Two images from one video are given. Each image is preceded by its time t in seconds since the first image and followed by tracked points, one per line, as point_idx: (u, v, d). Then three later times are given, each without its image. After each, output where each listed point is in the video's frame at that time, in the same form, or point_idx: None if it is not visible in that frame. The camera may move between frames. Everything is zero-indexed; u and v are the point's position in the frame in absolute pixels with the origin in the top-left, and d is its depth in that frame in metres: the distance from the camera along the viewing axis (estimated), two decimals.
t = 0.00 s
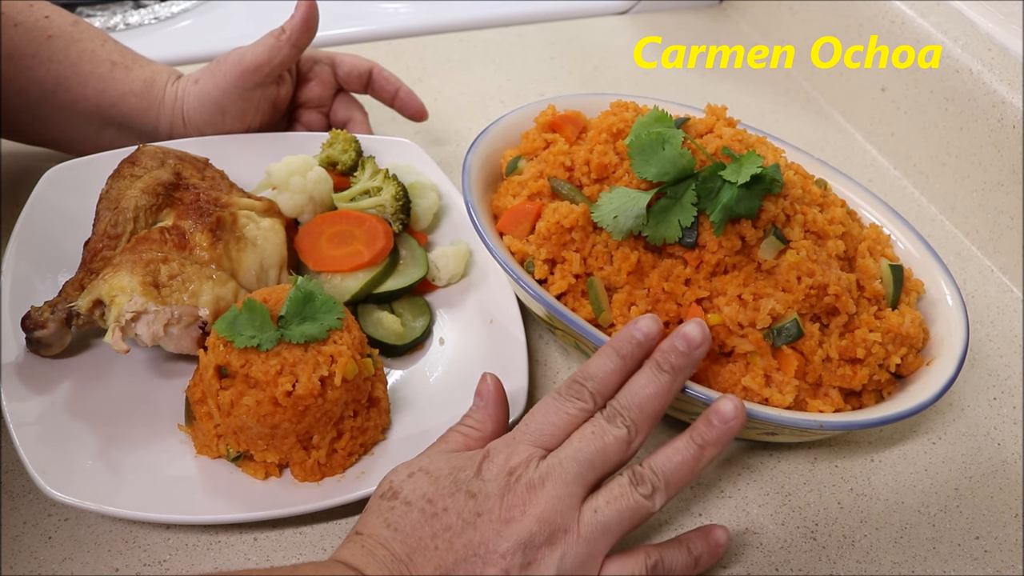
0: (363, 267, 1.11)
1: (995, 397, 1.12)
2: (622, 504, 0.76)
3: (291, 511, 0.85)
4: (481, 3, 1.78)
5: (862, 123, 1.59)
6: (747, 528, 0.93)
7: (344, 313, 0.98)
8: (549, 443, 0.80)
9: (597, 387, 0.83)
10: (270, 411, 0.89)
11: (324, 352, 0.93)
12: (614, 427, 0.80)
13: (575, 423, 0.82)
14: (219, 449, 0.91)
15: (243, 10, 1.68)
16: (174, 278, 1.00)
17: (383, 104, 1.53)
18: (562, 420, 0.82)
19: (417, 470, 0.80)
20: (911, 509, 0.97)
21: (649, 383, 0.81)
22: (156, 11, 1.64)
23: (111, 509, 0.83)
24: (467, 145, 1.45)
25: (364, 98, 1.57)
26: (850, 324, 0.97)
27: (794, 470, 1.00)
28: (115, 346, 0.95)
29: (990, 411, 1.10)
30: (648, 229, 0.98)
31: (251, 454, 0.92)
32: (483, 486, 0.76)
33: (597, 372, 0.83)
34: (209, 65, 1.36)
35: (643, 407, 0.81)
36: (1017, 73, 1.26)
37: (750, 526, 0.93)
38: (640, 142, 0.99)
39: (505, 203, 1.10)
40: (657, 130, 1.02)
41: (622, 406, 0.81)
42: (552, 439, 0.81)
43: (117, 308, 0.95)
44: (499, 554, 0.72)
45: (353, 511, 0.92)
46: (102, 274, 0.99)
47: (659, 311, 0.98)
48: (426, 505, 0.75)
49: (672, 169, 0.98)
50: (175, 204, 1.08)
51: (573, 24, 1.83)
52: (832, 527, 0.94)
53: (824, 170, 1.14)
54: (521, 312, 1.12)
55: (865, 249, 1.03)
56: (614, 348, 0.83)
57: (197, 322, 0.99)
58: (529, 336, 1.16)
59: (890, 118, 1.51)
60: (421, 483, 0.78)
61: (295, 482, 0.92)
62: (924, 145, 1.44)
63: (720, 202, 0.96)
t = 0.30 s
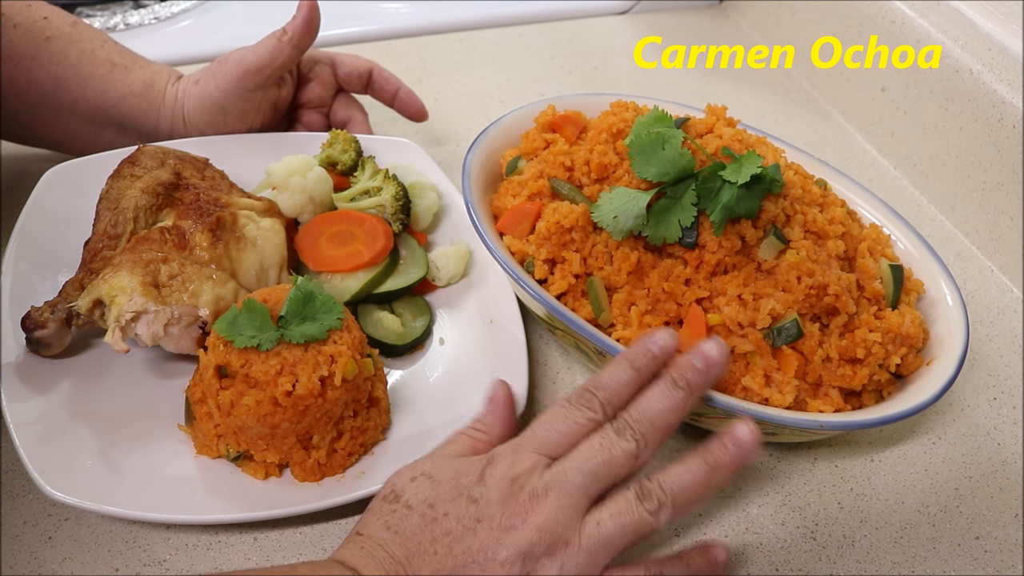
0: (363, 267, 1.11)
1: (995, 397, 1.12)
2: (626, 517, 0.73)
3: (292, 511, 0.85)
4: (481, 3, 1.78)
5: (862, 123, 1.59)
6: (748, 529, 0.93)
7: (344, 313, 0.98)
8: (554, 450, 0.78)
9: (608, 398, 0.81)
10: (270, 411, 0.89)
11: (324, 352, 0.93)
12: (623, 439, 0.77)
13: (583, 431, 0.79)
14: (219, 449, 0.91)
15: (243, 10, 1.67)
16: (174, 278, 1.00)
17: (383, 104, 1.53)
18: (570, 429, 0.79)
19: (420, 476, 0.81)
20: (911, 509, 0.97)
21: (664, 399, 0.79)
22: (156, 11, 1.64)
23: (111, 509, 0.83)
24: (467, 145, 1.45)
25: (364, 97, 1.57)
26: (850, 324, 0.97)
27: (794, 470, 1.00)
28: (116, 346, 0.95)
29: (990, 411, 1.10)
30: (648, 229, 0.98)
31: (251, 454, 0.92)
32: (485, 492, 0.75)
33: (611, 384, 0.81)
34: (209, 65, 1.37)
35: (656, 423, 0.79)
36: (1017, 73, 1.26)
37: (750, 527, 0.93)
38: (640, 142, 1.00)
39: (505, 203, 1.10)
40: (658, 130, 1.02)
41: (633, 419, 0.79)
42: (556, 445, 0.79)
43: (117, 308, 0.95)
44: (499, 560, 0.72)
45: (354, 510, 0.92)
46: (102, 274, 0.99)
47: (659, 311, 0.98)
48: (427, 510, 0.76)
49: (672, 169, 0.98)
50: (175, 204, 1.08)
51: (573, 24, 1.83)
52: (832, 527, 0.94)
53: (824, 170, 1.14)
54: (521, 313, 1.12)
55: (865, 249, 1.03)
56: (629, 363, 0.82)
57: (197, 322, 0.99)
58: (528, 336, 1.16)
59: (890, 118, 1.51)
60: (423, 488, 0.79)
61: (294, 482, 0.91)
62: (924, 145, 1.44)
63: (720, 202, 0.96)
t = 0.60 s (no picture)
0: (363, 267, 1.11)
1: (995, 397, 1.12)
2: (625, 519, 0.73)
3: (292, 511, 0.85)
4: (481, 3, 1.78)
5: (862, 123, 1.59)
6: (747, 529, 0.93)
7: (344, 313, 0.98)
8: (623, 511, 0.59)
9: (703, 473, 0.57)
10: (270, 411, 0.90)
11: (324, 352, 0.93)
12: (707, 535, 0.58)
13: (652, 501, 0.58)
14: (219, 449, 0.91)
15: (243, 10, 1.67)
16: (174, 278, 1.00)
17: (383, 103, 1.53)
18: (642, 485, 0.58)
19: (465, 498, 0.63)
20: (911, 509, 0.97)
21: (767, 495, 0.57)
22: (156, 11, 1.64)
23: (111, 508, 0.83)
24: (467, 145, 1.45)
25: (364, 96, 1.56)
26: (850, 324, 0.97)
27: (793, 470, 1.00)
28: (116, 346, 0.95)
29: (990, 411, 1.10)
30: (648, 228, 0.98)
31: (251, 454, 0.92)
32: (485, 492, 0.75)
33: (711, 466, 0.57)
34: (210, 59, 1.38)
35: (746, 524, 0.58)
36: (1016, 74, 1.26)
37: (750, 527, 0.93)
38: (640, 142, 1.00)
39: (505, 204, 1.10)
40: (657, 130, 1.02)
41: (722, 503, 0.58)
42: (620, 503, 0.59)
43: (117, 308, 0.95)
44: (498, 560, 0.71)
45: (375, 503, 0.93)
46: (102, 274, 0.99)
47: (659, 311, 0.98)
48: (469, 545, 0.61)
49: (672, 169, 0.98)
50: (175, 204, 1.08)
51: (573, 25, 1.83)
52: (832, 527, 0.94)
53: (825, 170, 1.14)
54: (521, 313, 1.12)
55: (865, 249, 1.03)
56: (744, 444, 0.57)
57: (197, 322, 0.99)
58: (529, 335, 1.16)
59: (890, 118, 1.51)
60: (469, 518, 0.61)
61: (295, 482, 0.91)
62: (924, 145, 1.44)
63: (720, 202, 0.96)
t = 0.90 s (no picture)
0: (363, 267, 1.11)
1: (995, 397, 1.12)
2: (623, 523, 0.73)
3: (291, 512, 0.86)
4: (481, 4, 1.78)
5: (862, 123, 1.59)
6: (748, 529, 0.93)
7: (344, 313, 0.98)
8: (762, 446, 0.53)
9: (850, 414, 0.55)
10: (270, 411, 0.90)
11: (324, 352, 0.93)
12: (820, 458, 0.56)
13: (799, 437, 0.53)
14: (219, 449, 0.91)
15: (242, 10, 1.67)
16: (174, 278, 1.00)
17: (383, 103, 1.53)
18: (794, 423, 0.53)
19: (619, 438, 0.51)
20: (911, 509, 0.97)
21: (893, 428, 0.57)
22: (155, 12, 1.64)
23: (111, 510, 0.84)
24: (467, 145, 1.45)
25: (364, 96, 1.56)
26: (850, 324, 0.97)
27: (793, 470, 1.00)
28: (115, 346, 0.95)
29: (989, 411, 1.10)
30: (648, 229, 0.98)
31: (251, 454, 0.92)
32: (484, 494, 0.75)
33: (863, 406, 0.55)
34: None
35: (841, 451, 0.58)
36: (1016, 74, 1.27)
37: (750, 527, 0.93)
38: (640, 141, 1.00)
39: (505, 203, 1.10)
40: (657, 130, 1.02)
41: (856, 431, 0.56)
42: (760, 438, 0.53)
43: (117, 309, 0.95)
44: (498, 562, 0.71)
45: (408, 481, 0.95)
46: (102, 275, 0.99)
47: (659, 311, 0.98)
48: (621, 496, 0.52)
49: (672, 169, 0.98)
50: (175, 204, 1.08)
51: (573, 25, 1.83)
52: (832, 527, 0.94)
53: (825, 170, 1.14)
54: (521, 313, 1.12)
55: (865, 249, 1.03)
56: (890, 376, 0.55)
57: (197, 322, 0.99)
58: (528, 335, 1.16)
59: (890, 118, 1.51)
60: (623, 466, 0.51)
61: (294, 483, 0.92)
62: (924, 145, 1.44)
63: (720, 202, 0.96)
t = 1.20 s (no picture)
0: (363, 267, 1.11)
1: (995, 397, 1.12)
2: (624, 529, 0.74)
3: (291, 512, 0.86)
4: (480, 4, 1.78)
5: (862, 123, 1.59)
6: (748, 529, 0.93)
7: (344, 313, 0.98)
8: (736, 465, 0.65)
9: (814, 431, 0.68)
10: (270, 410, 0.90)
11: (324, 352, 0.93)
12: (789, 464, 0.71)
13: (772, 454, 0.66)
14: (219, 449, 0.91)
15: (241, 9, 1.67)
16: (174, 278, 1.00)
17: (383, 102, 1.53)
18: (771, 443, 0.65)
19: (605, 461, 0.62)
20: (911, 509, 0.97)
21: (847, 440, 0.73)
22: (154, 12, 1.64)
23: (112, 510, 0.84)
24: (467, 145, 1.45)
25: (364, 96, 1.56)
26: (850, 324, 0.97)
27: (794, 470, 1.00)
28: (115, 346, 0.95)
29: (990, 411, 1.10)
30: (648, 229, 0.98)
31: (251, 454, 0.92)
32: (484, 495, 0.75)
33: (830, 427, 0.68)
34: None
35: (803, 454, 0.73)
36: (1016, 74, 1.27)
37: (751, 527, 0.93)
38: (640, 142, 1.00)
39: (505, 204, 1.10)
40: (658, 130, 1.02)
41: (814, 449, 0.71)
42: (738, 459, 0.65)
43: (117, 308, 0.95)
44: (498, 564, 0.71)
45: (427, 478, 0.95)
46: (102, 274, 0.99)
47: (659, 310, 0.98)
48: (601, 509, 0.63)
49: (672, 169, 0.98)
50: (175, 204, 1.08)
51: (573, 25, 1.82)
52: (832, 527, 0.94)
53: (825, 170, 1.14)
54: (521, 313, 1.12)
55: (865, 249, 1.03)
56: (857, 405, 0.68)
57: (197, 322, 0.99)
58: (528, 335, 1.16)
59: (890, 118, 1.51)
60: (607, 483, 0.63)
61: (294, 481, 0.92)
62: (924, 144, 1.44)
63: (720, 202, 0.96)
